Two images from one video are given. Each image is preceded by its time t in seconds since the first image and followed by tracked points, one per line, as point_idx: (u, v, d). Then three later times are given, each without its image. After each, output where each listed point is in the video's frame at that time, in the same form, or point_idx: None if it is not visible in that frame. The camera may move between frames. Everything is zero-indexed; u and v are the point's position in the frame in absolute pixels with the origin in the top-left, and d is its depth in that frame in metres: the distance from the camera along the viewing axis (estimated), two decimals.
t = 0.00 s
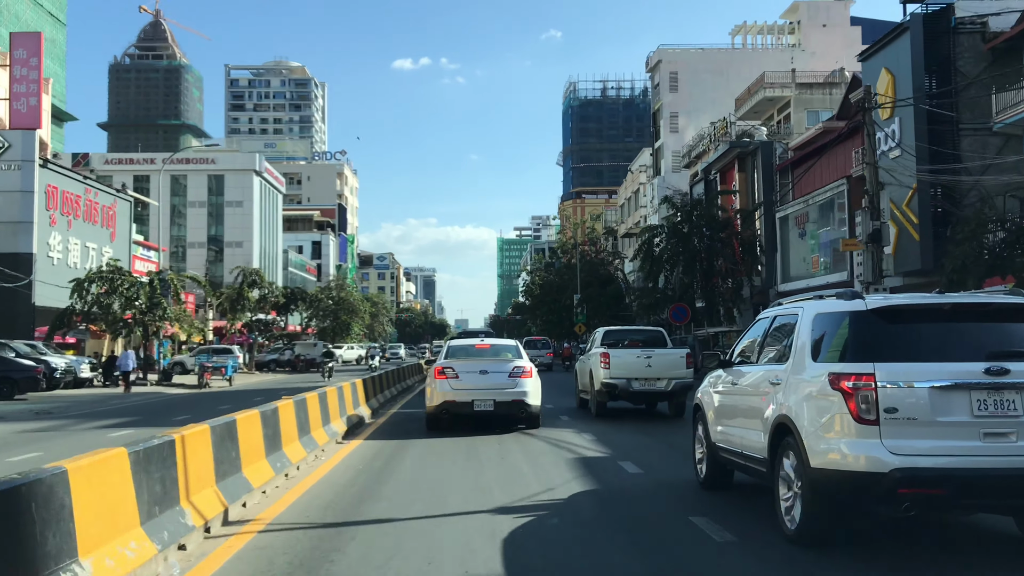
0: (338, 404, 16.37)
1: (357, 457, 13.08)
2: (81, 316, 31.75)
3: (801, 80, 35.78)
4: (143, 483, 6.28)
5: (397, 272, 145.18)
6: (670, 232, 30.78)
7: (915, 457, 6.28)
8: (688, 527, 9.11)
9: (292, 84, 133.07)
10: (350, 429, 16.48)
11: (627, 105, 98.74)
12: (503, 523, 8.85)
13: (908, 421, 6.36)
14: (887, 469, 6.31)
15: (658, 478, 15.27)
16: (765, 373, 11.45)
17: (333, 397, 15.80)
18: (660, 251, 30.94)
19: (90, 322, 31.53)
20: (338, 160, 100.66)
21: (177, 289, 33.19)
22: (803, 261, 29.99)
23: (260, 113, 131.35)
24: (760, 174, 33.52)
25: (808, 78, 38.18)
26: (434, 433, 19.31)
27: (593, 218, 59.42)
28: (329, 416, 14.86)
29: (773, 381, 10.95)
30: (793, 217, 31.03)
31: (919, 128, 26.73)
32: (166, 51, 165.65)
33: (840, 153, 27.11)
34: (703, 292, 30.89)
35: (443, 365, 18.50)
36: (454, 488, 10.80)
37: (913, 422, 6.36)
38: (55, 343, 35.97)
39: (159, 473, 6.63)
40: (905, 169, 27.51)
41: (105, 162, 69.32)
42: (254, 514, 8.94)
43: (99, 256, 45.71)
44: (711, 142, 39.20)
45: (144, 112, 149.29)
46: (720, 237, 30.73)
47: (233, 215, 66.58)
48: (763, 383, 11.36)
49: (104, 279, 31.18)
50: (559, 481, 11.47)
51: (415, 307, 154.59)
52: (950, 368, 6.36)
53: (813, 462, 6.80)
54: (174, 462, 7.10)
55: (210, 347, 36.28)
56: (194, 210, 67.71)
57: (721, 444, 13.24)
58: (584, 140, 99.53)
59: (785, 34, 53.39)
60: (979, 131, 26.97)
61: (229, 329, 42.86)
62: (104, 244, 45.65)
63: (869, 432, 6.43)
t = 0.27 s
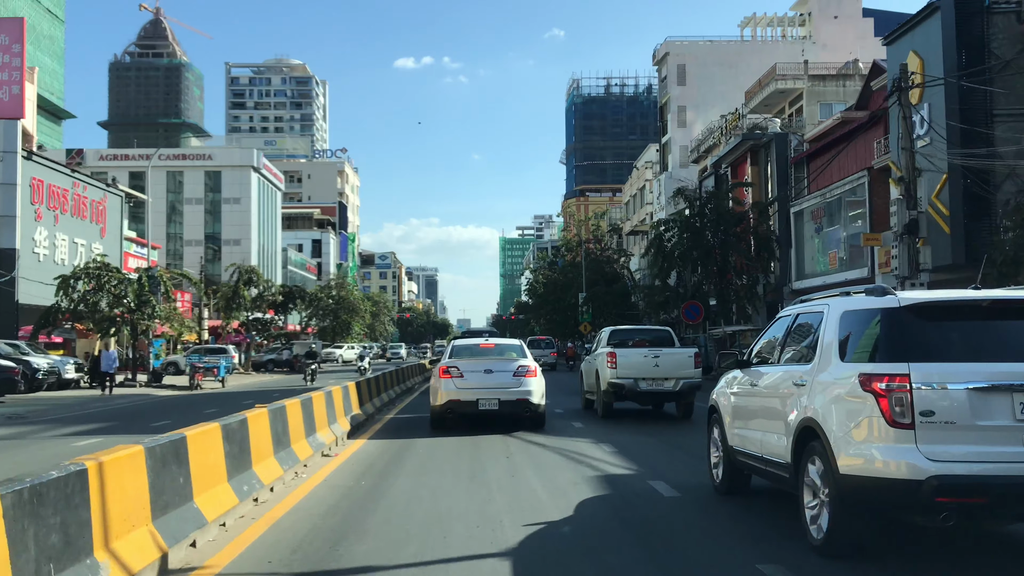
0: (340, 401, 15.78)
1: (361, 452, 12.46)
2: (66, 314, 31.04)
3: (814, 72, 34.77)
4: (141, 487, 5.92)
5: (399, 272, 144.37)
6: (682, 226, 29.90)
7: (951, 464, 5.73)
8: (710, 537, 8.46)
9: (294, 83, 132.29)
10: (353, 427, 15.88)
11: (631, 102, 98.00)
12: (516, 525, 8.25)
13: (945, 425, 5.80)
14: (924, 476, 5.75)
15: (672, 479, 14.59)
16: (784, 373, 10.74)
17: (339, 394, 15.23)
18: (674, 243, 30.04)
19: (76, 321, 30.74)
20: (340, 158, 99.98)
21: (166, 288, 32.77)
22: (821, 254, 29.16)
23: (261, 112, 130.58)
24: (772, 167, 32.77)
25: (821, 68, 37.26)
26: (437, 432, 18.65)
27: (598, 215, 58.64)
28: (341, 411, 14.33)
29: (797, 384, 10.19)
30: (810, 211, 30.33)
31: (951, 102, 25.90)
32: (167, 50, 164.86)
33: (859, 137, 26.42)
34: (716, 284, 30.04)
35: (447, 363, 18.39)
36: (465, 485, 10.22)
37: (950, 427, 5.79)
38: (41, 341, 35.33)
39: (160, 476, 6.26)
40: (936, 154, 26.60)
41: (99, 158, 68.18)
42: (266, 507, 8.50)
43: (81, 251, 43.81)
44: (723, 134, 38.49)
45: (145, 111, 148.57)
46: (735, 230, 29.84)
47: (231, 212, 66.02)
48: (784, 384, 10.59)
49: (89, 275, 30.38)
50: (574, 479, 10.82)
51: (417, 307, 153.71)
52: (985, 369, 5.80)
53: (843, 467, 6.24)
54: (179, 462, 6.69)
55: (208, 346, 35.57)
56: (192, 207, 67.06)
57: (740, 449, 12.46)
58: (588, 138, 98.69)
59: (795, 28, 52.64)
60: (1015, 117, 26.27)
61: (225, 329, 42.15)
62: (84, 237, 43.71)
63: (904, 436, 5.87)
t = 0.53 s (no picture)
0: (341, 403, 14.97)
1: (360, 457, 11.84)
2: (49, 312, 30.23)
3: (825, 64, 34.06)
4: (130, 494, 5.50)
5: (401, 271, 143.57)
6: (697, 221, 28.93)
7: (995, 470, 5.21)
8: (729, 543, 7.90)
9: (295, 81, 131.62)
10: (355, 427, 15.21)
11: (635, 100, 97.32)
12: (526, 532, 7.71)
13: (987, 429, 5.28)
14: (966, 483, 5.23)
15: (686, 484, 13.94)
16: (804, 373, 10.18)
17: (339, 396, 14.42)
18: (689, 239, 29.03)
19: (60, 318, 29.84)
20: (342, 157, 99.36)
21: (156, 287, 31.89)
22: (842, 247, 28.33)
23: (263, 110, 129.95)
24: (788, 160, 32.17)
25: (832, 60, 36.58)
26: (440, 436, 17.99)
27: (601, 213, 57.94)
28: (339, 412, 13.70)
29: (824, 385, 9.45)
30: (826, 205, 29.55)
31: (986, 78, 24.60)
32: (168, 49, 164.17)
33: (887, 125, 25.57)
34: (733, 281, 29.14)
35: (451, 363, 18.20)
36: (468, 489, 9.69)
37: (992, 431, 5.28)
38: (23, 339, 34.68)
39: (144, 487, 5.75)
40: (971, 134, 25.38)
41: (95, 153, 68.09)
42: (263, 513, 8.03)
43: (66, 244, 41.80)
44: (732, 129, 37.78)
45: (147, 110, 147.96)
46: (751, 225, 28.95)
47: (229, 209, 65.47)
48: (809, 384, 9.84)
49: (75, 270, 29.60)
50: (586, 484, 10.21)
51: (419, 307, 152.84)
52: None
53: (873, 474, 5.67)
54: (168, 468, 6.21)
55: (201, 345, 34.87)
56: (189, 203, 66.52)
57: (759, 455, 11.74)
58: (591, 136, 97.95)
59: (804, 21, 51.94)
60: None
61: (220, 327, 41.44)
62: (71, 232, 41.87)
63: (943, 441, 5.34)
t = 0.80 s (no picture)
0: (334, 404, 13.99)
1: (357, 460, 11.20)
2: (29, 310, 28.79)
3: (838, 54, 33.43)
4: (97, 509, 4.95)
5: (403, 270, 142.99)
6: (710, 215, 27.81)
7: None
8: (750, 541, 7.36)
9: (296, 79, 130.95)
10: (349, 431, 14.45)
11: (638, 97, 96.66)
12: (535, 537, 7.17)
13: None
14: (1007, 492, 4.79)
15: (698, 487, 13.27)
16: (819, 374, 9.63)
17: (332, 396, 13.43)
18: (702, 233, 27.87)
19: (40, 316, 28.46)
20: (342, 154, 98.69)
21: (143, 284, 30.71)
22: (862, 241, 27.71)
23: (263, 109, 129.26)
24: (800, 152, 31.60)
25: (845, 50, 35.93)
26: (440, 437, 17.32)
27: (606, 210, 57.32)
28: (335, 414, 13.08)
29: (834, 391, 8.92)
30: (845, 197, 28.75)
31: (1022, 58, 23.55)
32: (168, 47, 163.36)
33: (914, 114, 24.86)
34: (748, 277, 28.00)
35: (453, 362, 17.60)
36: (469, 491, 9.21)
37: None
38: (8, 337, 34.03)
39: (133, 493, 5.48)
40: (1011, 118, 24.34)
41: (88, 149, 67.07)
42: (260, 517, 7.69)
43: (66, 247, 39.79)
44: (743, 120, 37.28)
45: (147, 108, 147.31)
46: (768, 218, 27.67)
47: (225, 205, 64.76)
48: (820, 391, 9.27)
49: (58, 267, 28.20)
50: (596, 487, 9.59)
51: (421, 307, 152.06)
52: None
53: (904, 482, 5.19)
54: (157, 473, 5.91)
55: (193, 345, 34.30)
56: (185, 198, 65.92)
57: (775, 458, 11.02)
58: (594, 134, 97.28)
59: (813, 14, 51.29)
60: None
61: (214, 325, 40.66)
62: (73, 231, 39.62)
63: (982, 446, 4.88)
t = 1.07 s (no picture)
0: (319, 412, 12.68)
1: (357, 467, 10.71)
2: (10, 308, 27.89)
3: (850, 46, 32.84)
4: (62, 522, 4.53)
5: (403, 269, 142.24)
6: (726, 210, 26.26)
7: None
8: (775, 548, 6.90)
9: (295, 77, 130.16)
10: (338, 440, 13.62)
11: (640, 95, 95.72)
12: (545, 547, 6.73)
13: None
14: None
15: (712, 490, 12.74)
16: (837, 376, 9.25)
17: (313, 405, 12.14)
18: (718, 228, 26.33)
19: (21, 314, 27.49)
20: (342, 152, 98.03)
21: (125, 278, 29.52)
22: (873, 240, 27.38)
23: (263, 107, 128.47)
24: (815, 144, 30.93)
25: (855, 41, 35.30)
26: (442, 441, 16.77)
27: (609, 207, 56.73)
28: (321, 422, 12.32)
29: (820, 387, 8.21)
30: (862, 190, 28.02)
31: None
32: (167, 45, 162.46)
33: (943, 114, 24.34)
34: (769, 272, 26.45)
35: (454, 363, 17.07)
36: (472, 493, 8.92)
37: None
38: None
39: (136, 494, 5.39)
40: None
41: (81, 143, 66.59)
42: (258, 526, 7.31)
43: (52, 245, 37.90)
44: (754, 112, 36.69)
45: (146, 107, 146.45)
46: (789, 209, 26.06)
47: (220, 201, 64.12)
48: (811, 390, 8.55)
49: (38, 262, 27.31)
50: (608, 491, 9.13)
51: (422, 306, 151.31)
52: None
53: (938, 489, 5.02)
54: (160, 475, 5.81)
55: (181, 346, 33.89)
56: (179, 194, 65.35)
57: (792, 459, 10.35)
58: (596, 132, 96.60)
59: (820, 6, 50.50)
60: None
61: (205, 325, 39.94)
62: (58, 227, 37.63)
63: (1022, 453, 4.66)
